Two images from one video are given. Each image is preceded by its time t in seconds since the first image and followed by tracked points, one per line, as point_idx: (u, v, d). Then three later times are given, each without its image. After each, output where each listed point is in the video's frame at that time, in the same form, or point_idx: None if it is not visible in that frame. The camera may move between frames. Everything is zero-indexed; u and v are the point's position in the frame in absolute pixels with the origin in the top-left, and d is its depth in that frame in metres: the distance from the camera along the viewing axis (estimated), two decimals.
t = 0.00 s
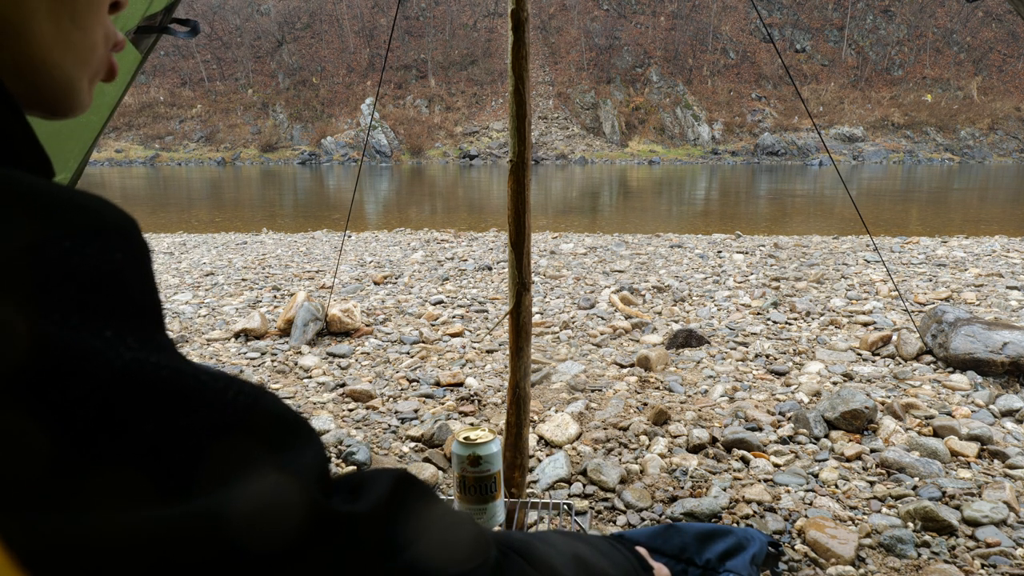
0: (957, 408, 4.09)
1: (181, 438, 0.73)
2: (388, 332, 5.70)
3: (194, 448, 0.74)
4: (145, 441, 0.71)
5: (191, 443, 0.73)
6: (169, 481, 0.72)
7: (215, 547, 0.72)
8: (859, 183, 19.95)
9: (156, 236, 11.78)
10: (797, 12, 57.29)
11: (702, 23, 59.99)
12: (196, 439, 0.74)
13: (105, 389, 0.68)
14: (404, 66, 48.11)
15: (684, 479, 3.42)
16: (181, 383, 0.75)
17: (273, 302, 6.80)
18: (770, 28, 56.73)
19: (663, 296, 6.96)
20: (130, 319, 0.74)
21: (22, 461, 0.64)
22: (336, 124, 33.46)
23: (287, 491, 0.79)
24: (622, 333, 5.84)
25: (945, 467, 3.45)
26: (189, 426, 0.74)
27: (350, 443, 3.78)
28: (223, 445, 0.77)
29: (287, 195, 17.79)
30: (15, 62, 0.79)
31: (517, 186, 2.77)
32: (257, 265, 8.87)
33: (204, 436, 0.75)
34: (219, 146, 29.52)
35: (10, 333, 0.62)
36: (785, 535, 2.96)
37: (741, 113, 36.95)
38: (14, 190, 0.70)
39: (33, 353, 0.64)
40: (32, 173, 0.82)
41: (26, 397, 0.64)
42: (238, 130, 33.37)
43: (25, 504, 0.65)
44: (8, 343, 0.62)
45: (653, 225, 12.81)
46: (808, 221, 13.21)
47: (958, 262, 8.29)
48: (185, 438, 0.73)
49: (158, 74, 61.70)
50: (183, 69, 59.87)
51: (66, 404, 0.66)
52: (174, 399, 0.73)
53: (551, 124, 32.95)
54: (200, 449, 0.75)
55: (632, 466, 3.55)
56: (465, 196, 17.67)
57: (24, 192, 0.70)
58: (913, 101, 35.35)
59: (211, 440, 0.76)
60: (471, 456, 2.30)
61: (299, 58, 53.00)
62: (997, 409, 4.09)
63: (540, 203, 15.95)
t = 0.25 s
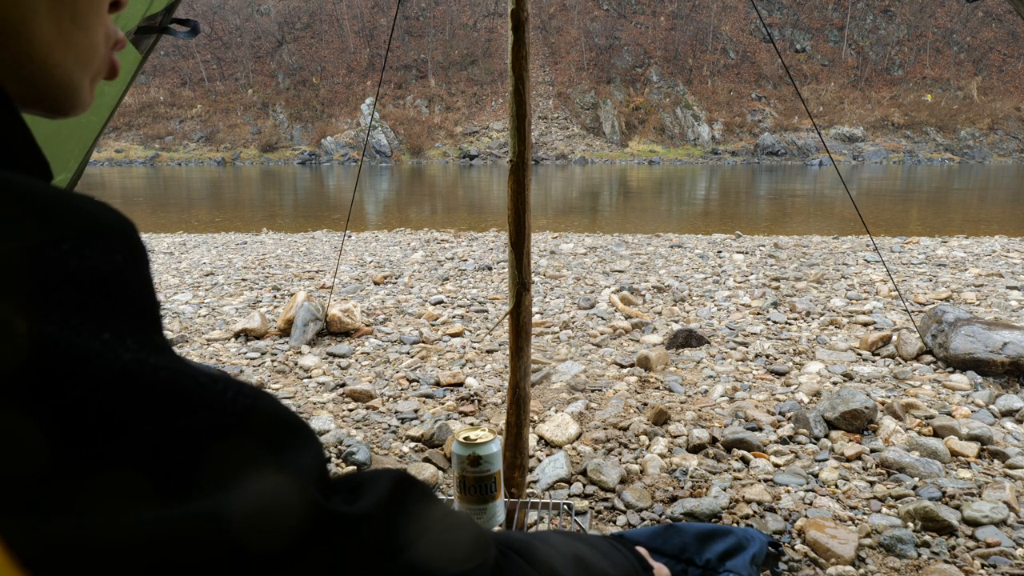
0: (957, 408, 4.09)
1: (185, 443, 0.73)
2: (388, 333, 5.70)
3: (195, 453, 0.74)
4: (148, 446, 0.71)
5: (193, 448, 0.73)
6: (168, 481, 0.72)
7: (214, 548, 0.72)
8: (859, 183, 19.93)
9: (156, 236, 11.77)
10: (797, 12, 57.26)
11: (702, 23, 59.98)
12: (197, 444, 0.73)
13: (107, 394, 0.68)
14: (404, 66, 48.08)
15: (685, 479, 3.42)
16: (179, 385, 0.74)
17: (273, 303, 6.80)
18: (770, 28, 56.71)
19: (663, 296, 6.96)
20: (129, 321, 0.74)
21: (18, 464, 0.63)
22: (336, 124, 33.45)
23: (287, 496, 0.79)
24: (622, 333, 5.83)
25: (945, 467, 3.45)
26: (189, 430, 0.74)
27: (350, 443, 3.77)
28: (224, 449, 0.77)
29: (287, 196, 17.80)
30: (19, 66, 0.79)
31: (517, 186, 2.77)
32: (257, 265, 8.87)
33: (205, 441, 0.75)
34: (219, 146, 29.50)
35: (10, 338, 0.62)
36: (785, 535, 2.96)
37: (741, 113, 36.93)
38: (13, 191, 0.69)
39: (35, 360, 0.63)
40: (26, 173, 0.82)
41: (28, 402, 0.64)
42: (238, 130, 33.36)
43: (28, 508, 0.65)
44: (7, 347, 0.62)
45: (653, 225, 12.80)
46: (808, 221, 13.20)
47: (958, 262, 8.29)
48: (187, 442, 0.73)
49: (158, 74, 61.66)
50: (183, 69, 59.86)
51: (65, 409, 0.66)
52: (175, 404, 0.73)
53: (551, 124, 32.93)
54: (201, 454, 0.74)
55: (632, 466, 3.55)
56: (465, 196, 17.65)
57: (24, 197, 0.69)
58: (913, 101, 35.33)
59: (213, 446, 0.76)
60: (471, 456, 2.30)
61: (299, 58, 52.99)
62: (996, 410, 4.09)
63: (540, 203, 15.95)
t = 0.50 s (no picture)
0: (956, 408, 4.10)
1: (188, 445, 0.74)
2: (388, 333, 5.70)
3: (197, 455, 0.74)
4: (149, 451, 0.71)
5: (191, 451, 0.73)
6: (168, 481, 0.73)
7: (215, 548, 0.72)
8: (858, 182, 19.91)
9: (156, 236, 11.76)
10: (797, 12, 57.24)
11: (702, 23, 59.97)
12: (197, 445, 0.74)
13: (105, 398, 0.68)
14: (404, 66, 48.10)
15: (685, 479, 3.42)
16: (176, 386, 0.74)
17: (273, 303, 6.80)
18: (770, 28, 56.69)
19: (663, 296, 6.96)
20: (126, 322, 0.74)
21: (18, 463, 0.64)
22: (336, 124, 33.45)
23: (285, 497, 0.79)
24: (622, 333, 5.83)
25: (945, 467, 3.45)
26: (188, 432, 0.74)
27: (350, 443, 3.77)
28: (224, 453, 0.77)
29: (287, 196, 17.81)
30: (21, 64, 0.79)
31: (517, 186, 2.77)
32: (257, 265, 8.87)
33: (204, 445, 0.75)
34: (219, 146, 29.51)
35: (10, 338, 0.62)
36: (785, 535, 2.96)
37: (741, 113, 36.93)
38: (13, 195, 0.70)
39: (37, 365, 0.64)
40: (24, 176, 0.82)
41: (29, 403, 0.64)
42: (238, 130, 33.37)
43: (33, 511, 0.65)
44: (7, 348, 0.62)
45: (653, 225, 12.81)
46: (808, 221, 13.20)
47: (958, 262, 8.29)
48: (189, 444, 0.74)
49: (157, 73, 61.64)
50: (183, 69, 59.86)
51: (63, 409, 0.66)
52: (174, 407, 0.74)
53: (550, 125, 32.92)
54: (199, 457, 0.74)
55: (632, 466, 3.55)
56: (465, 196, 17.64)
57: (22, 202, 0.70)
58: (913, 101, 35.33)
59: (213, 449, 0.76)
60: (471, 456, 2.30)
61: (299, 58, 52.97)
62: (996, 410, 4.09)
63: (540, 203, 15.95)
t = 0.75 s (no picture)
0: (956, 408, 4.10)
1: (191, 446, 0.74)
2: (388, 333, 5.70)
3: (199, 457, 0.74)
4: (150, 456, 0.71)
5: (193, 453, 0.74)
6: (168, 483, 0.72)
7: (215, 549, 0.72)
8: (859, 182, 19.91)
9: (156, 236, 11.76)
10: (796, 12, 57.20)
11: (702, 23, 59.96)
12: (198, 446, 0.74)
13: (104, 404, 0.68)
14: (404, 66, 48.13)
15: (685, 479, 3.42)
16: (174, 388, 0.74)
17: (273, 303, 6.80)
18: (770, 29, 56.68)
19: (663, 296, 6.96)
20: (123, 323, 0.74)
21: (18, 466, 0.63)
22: (336, 124, 33.44)
23: (284, 499, 0.79)
24: (622, 333, 5.84)
25: (945, 467, 3.46)
26: (187, 435, 0.74)
27: (350, 443, 3.77)
28: (227, 456, 0.77)
29: (287, 196, 17.82)
30: (20, 63, 0.80)
31: (518, 186, 2.77)
32: (257, 265, 8.87)
33: (205, 448, 0.75)
34: (219, 146, 29.58)
35: (8, 342, 0.62)
36: (785, 535, 2.96)
37: (741, 113, 36.93)
38: (9, 196, 0.70)
39: (37, 369, 0.64)
40: (21, 176, 0.82)
41: (29, 403, 0.64)
42: (239, 130, 33.45)
43: (36, 518, 0.65)
44: (5, 350, 0.62)
45: (653, 225, 12.81)
46: (808, 221, 13.22)
47: (958, 262, 8.29)
48: (191, 445, 0.74)
49: (157, 73, 61.65)
50: (183, 69, 59.80)
51: (62, 410, 0.66)
52: (174, 412, 0.74)
53: (550, 125, 32.95)
54: (199, 459, 0.75)
55: (632, 466, 3.55)
56: (465, 196, 17.65)
57: (23, 201, 0.70)
58: (913, 101, 35.34)
59: (214, 451, 0.77)
60: (471, 456, 2.30)
61: (299, 58, 52.96)
62: (997, 410, 4.09)
63: (540, 203, 15.95)
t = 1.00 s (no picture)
0: (956, 408, 4.10)
1: (194, 445, 0.74)
2: (388, 332, 5.70)
3: (200, 459, 0.74)
4: (153, 458, 0.71)
5: (193, 454, 0.74)
6: (168, 482, 0.73)
7: (217, 548, 0.73)
8: (859, 182, 19.90)
9: (156, 236, 11.75)
10: (797, 11, 57.21)
11: (702, 23, 59.98)
12: (198, 447, 0.74)
13: (104, 407, 0.68)
14: (405, 67, 48.11)
15: (684, 479, 3.42)
16: (173, 388, 0.74)
17: (273, 303, 6.80)
18: (770, 28, 56.67)
19: (663, 296, 6.96)
20: (121, 323, 0.74)
21: (18, 467, 0.63)
22: (336, 124, 33.44)
23: (282, 501, 0.79)
24: (622, 332, 5.83)
25: (945, 467, 3.46)
26: (187, 436, 0.74)
27: (350, 443, 3.77)
28: (228, 457, 0.77)
29: (287, 196, 17.83)
30: (17, 63, 0.80)
31: (517, 187, 2.77)
32: (257, 265, 8.86)
33: (205, 451, 0.75)
34: (219, 146, 29.58)
35: (8, 341, 0.62)
36: (785, 535, 2.96)
37: (741, 113, 36.92)
38: (7, 195, 0.70)
39: (41, 373, 0.64)
40: (20, 176, 0.82)
41: (30, 403, 0.64)
42: (238, 130, 33.44)
43: (38, 522, 0.65)
44: (5, 349, 0.62)
45: (653, 225, 12.81)
46: (808, 221, 13.21)
47: (958, 262, 8.29)
48: (192, 445, 0.74)
49: (158, 73, 61.66)
50: (183, 68, 59.75)
51: (61, 410, 0.66)
52: (174, 412, 0.74)
53: (550, 125, 32.94)
54: (198, 459, 0.75)
55: (632, 466, 3.55)
56: (465, 196, 17.63)
57: (24, 201, 0.70)
58: (913, 101, 35.34)
59: (217, 452, 0.77)
60: (471, 456, 2.30)
61: (299, 58, 52.92)
62: (996, 409, 4.09)
63: (540, 203, 15.95)
